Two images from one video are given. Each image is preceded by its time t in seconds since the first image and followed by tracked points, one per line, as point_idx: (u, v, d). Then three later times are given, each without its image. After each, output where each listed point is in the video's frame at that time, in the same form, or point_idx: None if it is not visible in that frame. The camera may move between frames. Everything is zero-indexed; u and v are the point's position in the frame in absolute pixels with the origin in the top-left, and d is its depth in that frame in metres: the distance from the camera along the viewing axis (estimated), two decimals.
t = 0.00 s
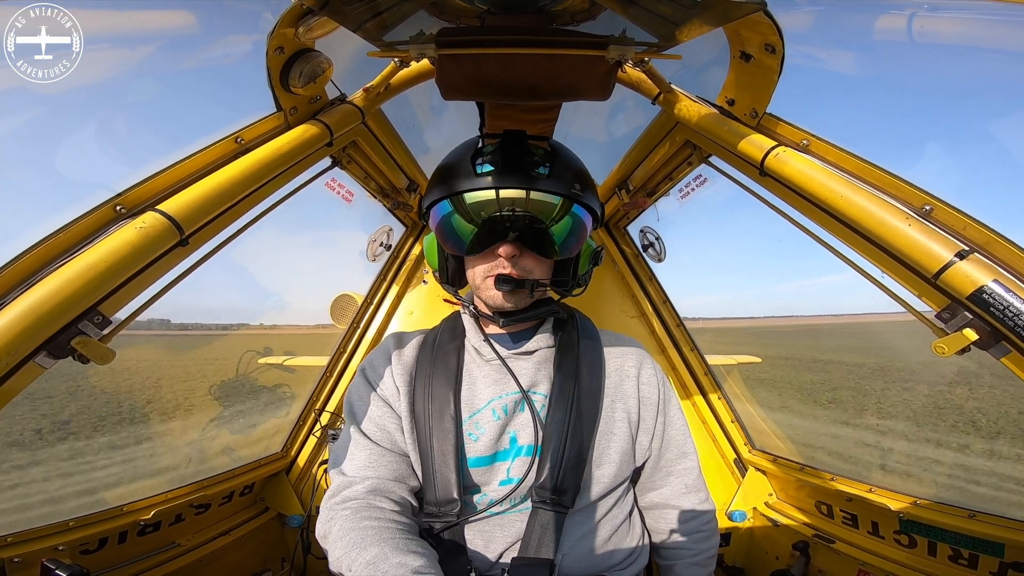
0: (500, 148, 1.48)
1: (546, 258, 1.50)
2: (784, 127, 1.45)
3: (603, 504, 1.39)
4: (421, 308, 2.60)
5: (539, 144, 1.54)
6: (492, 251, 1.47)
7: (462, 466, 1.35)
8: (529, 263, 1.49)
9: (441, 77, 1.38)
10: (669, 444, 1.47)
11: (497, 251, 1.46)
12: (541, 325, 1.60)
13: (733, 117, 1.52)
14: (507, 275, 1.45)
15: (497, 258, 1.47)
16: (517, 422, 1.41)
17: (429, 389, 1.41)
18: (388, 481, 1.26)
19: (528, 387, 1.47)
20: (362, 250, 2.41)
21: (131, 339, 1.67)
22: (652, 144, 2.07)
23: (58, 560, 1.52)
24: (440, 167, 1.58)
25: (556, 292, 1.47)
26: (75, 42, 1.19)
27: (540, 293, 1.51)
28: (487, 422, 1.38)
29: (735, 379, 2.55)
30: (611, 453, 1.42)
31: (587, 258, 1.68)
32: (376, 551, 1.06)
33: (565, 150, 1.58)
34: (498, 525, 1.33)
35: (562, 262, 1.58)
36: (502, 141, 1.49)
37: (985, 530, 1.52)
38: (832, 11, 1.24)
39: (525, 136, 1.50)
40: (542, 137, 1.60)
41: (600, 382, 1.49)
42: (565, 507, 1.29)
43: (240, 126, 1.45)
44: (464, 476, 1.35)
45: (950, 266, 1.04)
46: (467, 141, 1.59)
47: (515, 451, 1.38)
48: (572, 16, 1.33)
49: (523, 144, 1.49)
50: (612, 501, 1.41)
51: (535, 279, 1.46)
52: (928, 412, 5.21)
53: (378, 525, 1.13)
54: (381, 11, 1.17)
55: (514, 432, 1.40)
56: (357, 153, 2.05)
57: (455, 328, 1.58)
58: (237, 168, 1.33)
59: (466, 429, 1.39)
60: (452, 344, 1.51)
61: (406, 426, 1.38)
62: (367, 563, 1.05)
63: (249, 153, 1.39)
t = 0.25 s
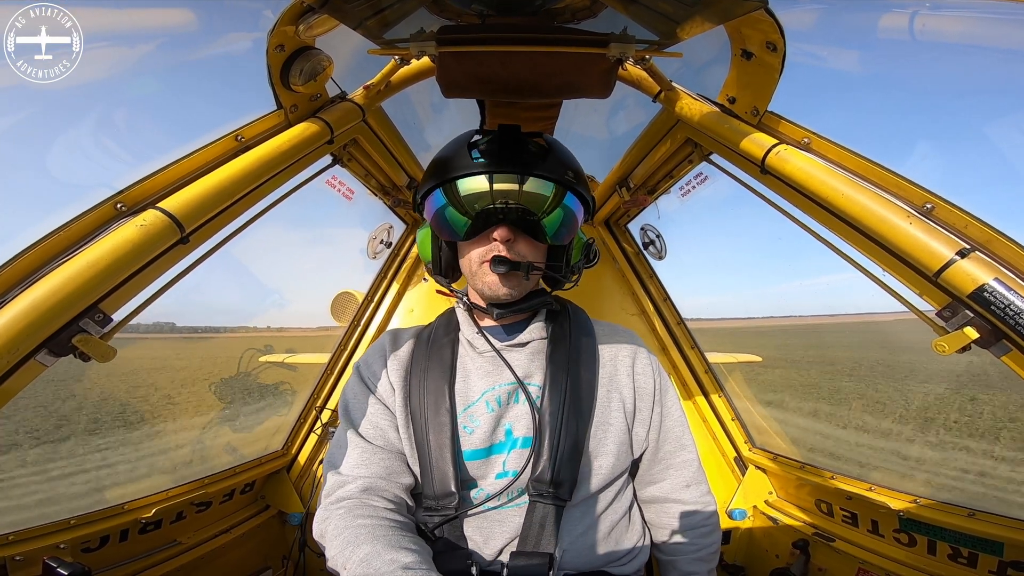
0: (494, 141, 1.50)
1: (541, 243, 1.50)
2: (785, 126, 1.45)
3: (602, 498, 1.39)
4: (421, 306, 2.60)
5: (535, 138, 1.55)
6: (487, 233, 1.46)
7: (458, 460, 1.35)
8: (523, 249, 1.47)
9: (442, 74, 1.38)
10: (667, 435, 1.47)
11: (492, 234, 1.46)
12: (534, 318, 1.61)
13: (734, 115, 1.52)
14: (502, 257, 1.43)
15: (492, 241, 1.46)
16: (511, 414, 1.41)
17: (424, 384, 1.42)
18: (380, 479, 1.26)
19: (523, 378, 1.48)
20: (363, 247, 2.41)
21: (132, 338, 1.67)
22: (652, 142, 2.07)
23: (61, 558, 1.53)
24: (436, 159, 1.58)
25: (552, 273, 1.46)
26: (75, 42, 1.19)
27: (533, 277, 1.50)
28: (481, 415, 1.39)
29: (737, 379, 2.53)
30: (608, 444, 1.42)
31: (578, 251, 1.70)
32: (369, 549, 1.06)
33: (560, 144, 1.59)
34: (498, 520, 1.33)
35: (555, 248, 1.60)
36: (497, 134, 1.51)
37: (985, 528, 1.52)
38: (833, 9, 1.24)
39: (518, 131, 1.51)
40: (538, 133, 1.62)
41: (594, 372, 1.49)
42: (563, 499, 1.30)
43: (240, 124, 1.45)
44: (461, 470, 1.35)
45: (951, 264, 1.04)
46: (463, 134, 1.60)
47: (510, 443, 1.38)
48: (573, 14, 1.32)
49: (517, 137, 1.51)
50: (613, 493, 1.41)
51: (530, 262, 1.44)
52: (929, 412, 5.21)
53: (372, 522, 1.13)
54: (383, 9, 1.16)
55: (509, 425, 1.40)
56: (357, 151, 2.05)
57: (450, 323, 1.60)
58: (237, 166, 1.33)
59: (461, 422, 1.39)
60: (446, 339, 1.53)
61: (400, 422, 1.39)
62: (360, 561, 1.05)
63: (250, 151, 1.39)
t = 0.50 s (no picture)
0: (495, 144, 1.49)
1: (544, 242, 1.51)
2: (785, 125, 1.45)
3: (603, 501, 1.39)
4: (422, 308, 2.60)
5: (536, 140, 1.55)
6: (491, 234, 1.47)
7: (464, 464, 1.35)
8: (529, 248, 1.48)
9: (441, 76, 1.38)
10: (672, 436, 1.47)
11: (497, 234, 1.46)
12: (538, 320, 1.60)
13: (733, 115, 1.51)
14: (508, 256, 1.43)
15: (496, 241, 1.46)
16: (517, 417, 1.41)
17: (429, 386, 1.42)
18: (389, 482, 1.26)
19: (528, 381, 1.48)
20: (364, 250, 2.41)
21: (134, 342, 1.68)
22: (651, 143, 2.07)
23: (65, 561, 1.53)
24: (437, 163, 1.58)
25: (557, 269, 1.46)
26: (75, 42, 1.20)
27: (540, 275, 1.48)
28: (487, 417, 1.39)
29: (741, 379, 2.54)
30: (613, 446, 1.42)
31: (582, 251, 1.71)
32: (375, 551, 1.06)
33: (560, 146, 1.59)
34: (504, 523, 1.33)
35: (560, 247, 1.61)
36: (497, 136, 1.51)
37: (990, 527, 1.52)
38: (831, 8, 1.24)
39: (519, 134, 1.50)
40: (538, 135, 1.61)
41: (599, 374, 1.49)
42: (568, 501, 1.30)
43: (240, 128, 1.45)
44: (466, 473, 1.35)
45: (952, 263, 1.03)
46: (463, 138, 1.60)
47: (516, 446, 1.38)
48: (571, 15, 1.32)
49: (518, 139, 1.50)
50: (617, 495, 1.41)
51: (534, 260, 1.44)
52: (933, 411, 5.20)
53: (379, 525, 1.13)
54: (381, 11, 1.16)
55: (515, 428, 1.40)
56: (357, 154, 2.05)
57: (453, 327, 1.60)
58: (237, 170, 1.33)
59: (467, 425, 1.39)
60: (450, 342, 1.53)
61: (406, 425, 1.39)
62: (367, 563, 1.05)
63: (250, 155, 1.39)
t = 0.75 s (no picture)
0: (485, 144, 1.49)
1: (536, 240, 1.51)
2: (784, 124, 1.45)
3: (602, 501, 1.38)
4: (423, 309, 2.59)
5: (525, 141, 1.55)
6: (483, 233, 1.47)
7: (461, 462, 1.35)
8: (520, 246, 1.48)
9: (441, 77, 1.38)
10: (673, 432, 1.47)
11: (489, 233, 1.46)
12: (533, 318, 1.62)
13: (733, 115, 1.51)
14: (499, 254, 1.43)
15: (488, 240, 1.46)
16: (514, 414, 1.42)
17: (423, 387, 1.42)
18: (381, 483, 1.26)
19: (526, 378, 1.48)
20: (365, 251, 2.41)
21: (136, 343, 1.68)
22: (651, 143, 2.06)
23: (67, 562, 1.53)
24: (427, 165, 1.58)
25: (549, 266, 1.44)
26: (75, 42, 1.20)
27: (532, 273, 1.50)
28: (482, 415, 1.39)
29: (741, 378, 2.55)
30: (611, 442, 1.42)
31: (575, 247, 1.70)
32: (371, 552, 1.06)
33: (549, 146, 1.59)
34: (503, 523, 1.33)
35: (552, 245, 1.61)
36: (486, 138, 1.51)
37: (992, 526, 1.52)
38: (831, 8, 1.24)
39: (509, 134, 1.50)
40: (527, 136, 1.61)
41: (596, 371, 1.49)
42: (566, 499, 1.30)
43: (240, 129, 1.45)
44: (463, 472, 1.35)
45: (953, 262, 1.03)
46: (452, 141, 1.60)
47: (513, 444, 1.38)
48: (570, 15, 1.32)
49: (507, 139, 1.50)
50: (618, 495, 1.40)
51: (526, 258, 1.44)
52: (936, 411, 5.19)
53: (374, 526, 1.13)
54: (381, 12, 1.17)
55: (512, 425, 1.40)
56: (357, 155, 2.05)
57: (450, 326, 1.59)
58: (238, 171, 1.33)
59: (463, 423, 1.39)
60: (447, 342, 1.53)
61: (400, 426, 1.39)
62: (363, 563, 1.05)
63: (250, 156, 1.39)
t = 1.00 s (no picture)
0: (475, 151, 1.49)
1: (527, 245, 1.51)
2: (785, 124, 1.45)
3: (607, 500, 1.38)
4: (425, 312, 2.59)
5: (514, 145, 1.55)
6: (473, 240, 1.47)
7: (460, 464, 1.35)
8: (511, 252, 1.48)
9: (441, 79, 1.38)
10: (678, 428, 1.47)
11: (479, 240, 1.46)
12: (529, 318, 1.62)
13: (733, 115, 1.51)
14: (490, 261, 1.44)
15: (479, 247, 1.46)
16: (511, 414, 1.41)
17: (422, 390, 1.42)
18: (381, 484, 1.26)
19: (521, 377, 1.49)
20: (366, 253, 2.42)
21: (138, 345, 1.68)
22: (651, 144, 2.06)
23: (71, 565, 1.53)
24: (418, 172, 1.58)
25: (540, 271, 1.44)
26: (75, 42, 1.20)
27: (524, 277, 1.49)
28: (479, 416, 1.39)
29: (741, 378, 2.56)
30: (611, 439, 1.42)
31: (567, 249, 1.69)
32: (373, 555, 1.06)
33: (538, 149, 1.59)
34: (503, 526, 1.32)
35: (544, 248, 1.60)
36: (475, 144, 1.51)
37: (997, 526, 1.51)
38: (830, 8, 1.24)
39: (496, 141, 1.50)
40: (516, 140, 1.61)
41: (592, 369, 1.49)
42: (564, 499, 1.29)
43: (241, 132, 1.46)
44: (462, 473, 1.35)
45: (955, 261, 1.03)
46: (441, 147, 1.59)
47: (510, 444, 1.38)
48: (570, 17, 1.32)
49: (496, 145, 1.50)
50: (621, 496, 1.39)
51: (517, 263, 1.44)
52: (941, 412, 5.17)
53: (376, 529, 1.13)
54: (380, 14, 1.17)
55: (509, 425, 1.40)
56: (358, 158, 2.05)
57: (446, 332, 1.60)
58: (239, 174, 1.33)
59: (460, 425, 1.39)
60: (443, 344, 1.54)
61: (399, 428, 1.39)
62: (365, 566, 1.04)
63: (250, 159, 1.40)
